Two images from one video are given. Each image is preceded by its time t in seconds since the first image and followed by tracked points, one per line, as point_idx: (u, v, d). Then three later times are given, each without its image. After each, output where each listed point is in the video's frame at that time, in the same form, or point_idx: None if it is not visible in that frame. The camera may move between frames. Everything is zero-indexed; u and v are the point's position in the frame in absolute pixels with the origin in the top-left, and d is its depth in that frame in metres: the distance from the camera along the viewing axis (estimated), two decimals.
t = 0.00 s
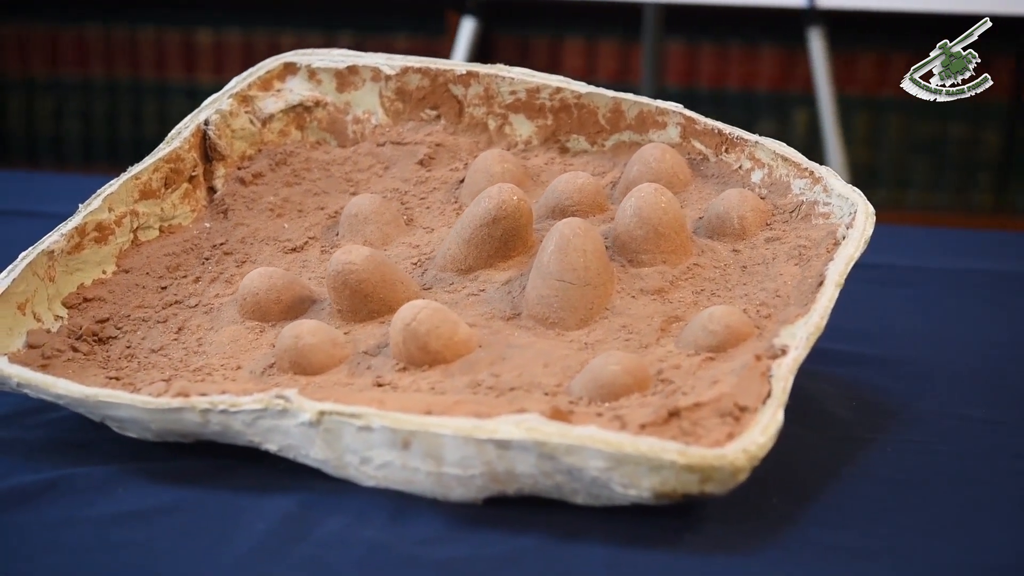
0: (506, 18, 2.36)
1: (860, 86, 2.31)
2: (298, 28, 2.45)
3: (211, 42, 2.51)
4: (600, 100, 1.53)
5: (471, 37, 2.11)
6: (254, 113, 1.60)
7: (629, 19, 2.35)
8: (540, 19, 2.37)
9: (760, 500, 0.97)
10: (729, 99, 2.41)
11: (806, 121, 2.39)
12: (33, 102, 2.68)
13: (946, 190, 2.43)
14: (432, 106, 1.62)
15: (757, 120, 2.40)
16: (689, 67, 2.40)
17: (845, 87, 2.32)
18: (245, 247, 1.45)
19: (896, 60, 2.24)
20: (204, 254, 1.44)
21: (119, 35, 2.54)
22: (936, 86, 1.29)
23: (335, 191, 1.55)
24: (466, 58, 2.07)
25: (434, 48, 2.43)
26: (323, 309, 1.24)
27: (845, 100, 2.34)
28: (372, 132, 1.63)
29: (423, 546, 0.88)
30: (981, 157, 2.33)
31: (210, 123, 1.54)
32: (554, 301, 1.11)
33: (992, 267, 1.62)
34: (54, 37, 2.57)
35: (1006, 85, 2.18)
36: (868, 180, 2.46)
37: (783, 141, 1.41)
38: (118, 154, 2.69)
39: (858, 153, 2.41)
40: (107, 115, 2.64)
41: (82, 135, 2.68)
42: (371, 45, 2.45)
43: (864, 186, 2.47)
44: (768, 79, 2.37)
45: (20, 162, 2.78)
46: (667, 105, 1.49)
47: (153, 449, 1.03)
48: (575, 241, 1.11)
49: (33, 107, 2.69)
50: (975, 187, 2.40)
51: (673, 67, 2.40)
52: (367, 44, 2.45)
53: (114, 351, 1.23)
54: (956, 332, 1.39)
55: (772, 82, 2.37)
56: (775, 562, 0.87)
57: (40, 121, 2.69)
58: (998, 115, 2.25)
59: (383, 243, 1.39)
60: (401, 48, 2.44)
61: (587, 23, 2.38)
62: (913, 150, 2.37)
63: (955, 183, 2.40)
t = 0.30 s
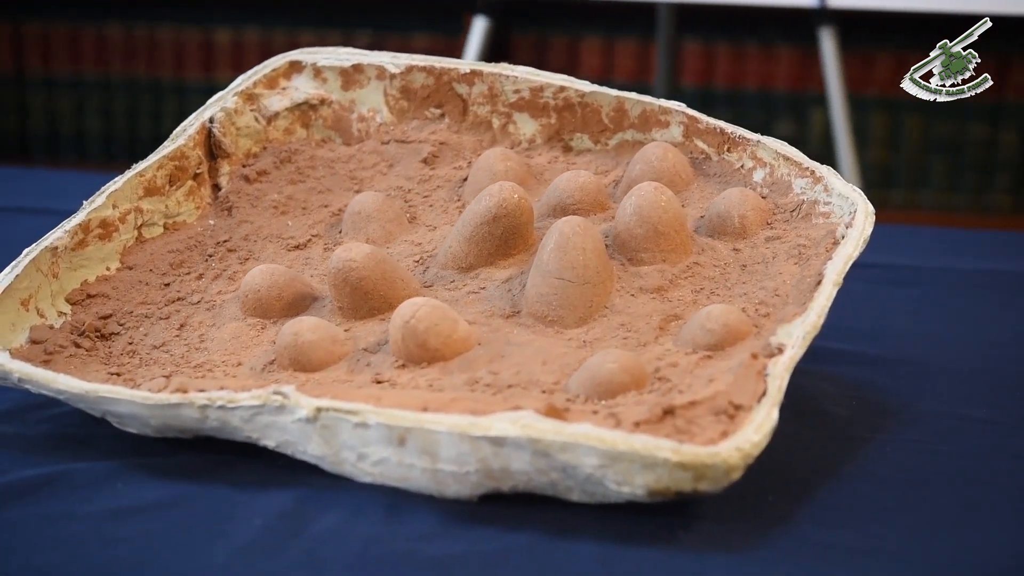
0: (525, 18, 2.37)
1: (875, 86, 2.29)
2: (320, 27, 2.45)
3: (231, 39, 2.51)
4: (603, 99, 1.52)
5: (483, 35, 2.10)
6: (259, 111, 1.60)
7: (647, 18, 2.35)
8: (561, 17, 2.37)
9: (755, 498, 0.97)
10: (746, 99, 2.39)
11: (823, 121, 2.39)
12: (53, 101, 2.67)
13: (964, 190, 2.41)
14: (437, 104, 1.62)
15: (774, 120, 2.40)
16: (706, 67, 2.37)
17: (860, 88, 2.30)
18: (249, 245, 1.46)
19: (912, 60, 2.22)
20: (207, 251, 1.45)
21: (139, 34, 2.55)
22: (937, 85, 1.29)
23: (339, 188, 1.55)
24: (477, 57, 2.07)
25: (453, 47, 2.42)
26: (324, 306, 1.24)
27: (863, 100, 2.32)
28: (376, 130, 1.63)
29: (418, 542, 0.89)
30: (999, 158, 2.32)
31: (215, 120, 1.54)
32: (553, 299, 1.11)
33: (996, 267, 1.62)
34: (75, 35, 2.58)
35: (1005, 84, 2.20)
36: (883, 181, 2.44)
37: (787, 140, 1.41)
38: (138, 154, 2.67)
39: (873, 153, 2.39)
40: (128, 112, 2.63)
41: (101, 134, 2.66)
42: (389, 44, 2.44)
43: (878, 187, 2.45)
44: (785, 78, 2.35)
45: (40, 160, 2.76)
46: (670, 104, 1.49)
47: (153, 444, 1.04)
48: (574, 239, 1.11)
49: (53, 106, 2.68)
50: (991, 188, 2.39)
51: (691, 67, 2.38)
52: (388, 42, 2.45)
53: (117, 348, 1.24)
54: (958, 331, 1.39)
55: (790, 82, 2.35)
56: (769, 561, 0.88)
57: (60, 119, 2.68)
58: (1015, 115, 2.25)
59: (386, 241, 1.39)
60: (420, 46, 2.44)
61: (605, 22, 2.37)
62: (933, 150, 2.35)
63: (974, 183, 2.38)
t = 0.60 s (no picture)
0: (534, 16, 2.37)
1: (883, 86, 2.28)
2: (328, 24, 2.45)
3: (240, 39, 2.52)
4: (605, 98, 1.52)
5: (489, 33, 2.10)
6: (263, 110, 1.60)
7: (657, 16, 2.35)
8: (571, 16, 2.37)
9: (753, 497, 0.97)
10: (755, 98, 2.39)
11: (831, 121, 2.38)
12: (63, 100, 2.68)
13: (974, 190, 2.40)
14: (439, 103, 1.62)
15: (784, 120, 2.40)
16: (715, 67, 2.37)
17: (868, 89, 2.30)
18: (251, 243, 1.46)
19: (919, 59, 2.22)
20: (209, 249, 1.45)
21: (150, 34, 2.56)
22: (937, 86, 1.29)
23: (341, 187, 1.55)
24: (483, 55, 2.07)
25: (463, 46, 2.43)
26: (324, 305, 1.24)
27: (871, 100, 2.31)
28: (379, 129, 1.63)
29: (415, 540, 0.89)
30: (1008, 157, 2.31)
31: (218, 119, 1.54)
32: (553, 298, 1.12)
33: (999, 267, 1.61)
34: (84, 35, 2.59)
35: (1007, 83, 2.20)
36: (892, 181, 2.43)
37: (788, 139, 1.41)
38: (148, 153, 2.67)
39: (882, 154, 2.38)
40: (138, 111, 2.64)
41: (111, 133, 2.67)
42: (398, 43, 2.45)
43: (888, 187, 2.44)
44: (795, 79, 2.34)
45: (49, 159, 2.77)
46: (672, 104, 1.49)
47: (153, 442, 1.05)
48: (574, 238, 1.11)
49: (62, 104, 2.69)
50: (1001, 188, 2.37)
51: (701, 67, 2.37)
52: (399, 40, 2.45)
53: (118, 346, 1.25)
54: (960, 332, 1.39)
55: (798, 82, 2.35)
56: (765, 560, 0.88)
57: (69, 117, 2.69)
58: None
59: (387, 240, 1.40)
60: (428, 45, 2.44)
61: (615, 21, 2.37)
62: (940, 149, 2.34)
63: (983, 183, 2.37)
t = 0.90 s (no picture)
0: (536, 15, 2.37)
1: (885, 86, 2.29)
2: (329, 24, 2.45)
3: (242, 39, 2.52)
4: (606, 98, 1.52)
5: (490, 33, 2.10)
6: (264, 110, 1.60)
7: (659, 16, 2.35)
8: (572, 15, 2.37)
9: (754, 497, 0.97)
10: (757, 99, 2.38)
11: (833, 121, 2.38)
12: (65, 100, 2.68)
13: (976, 190, 2.39)
14: (440, 103, 1.62)
15: (787, 120, 2.39)
16: (717, 67, 2.37)
17: (870, 89, 2.30)
18: (252, 243, 1.46)
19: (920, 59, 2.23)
20: (211, 249, 1.45)
21: (152, 34, 2.56)
22: (937, 86, 1.29)
23: (343, 186, 1.55)
24: (484, 55, 2.07)
25: (465, 45, 2.43)
26: (325, 305, 1.25)
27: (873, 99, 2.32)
28: (380, 129, 1.63)
29: (417, 540, 0.89)
30: (1010, 157, 2.31)
31: (219, 119, 1.54)
32: (553, 297, 1.12)
33: (1000, 267, 1.61)
34: (86, 35, 2.59)
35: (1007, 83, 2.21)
36: (894, 181, 2.42)
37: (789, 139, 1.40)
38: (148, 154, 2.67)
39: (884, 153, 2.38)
40: (138, 110, 2.63)
41: (112, 133, 2.66)
42: (400, 42, 2.45)
43: (890, 187, 2.44)
44: (797, 79, 2.34)
45: (50, 160, 2.77)
46: (673, 104, 1.49)
47: (154, 442, 1.05)
48: (575, 238, 1.11)
49: (65, 104, 2.68)
50: (1002, 188, 2.37)
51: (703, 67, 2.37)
52: (401, 40, 2.45)
53: (119, 345, 1.25)
54: (961, 331, 1.39)
55: (800, 82, 2.34)
56: (765, 560, 0.88)
57: (71, 118, 2.69)
58: None
59: (388, 240, 1.40)
60: (430, 45, 2.44)
61: (617, 21, 2.37)
62: (942, 150, 2.34)
63: (984, 183, 2.37)
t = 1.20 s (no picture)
0: (535, 14, 2.37)
1: (885, 86, 2.29)
2: (330, 25, 2.45)
3: (242, 39, 2.52)
4: (607, 98, 1.52)
5: (491, 34, 2.10)
6: (264, 110, 1.60)
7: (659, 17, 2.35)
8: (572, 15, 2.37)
9: (755, 497, 0.97)
10: (758, 99, 2.38)
11: (833, 121, 2.38)
12: (65, 100, 2.68)
13: (976, 190, 2.39)
14: (441, 103, 1.62)
15: (788, 120, 2.39)
16: (717, 68, 2.37)
17: (871, 88, 2.30)
18: (253, 243, 1.46)
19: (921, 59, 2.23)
20: (211, 249, 1.45)
21: (153, 33, 2.56)
22: (937, 85, 1.29)
23: (344, 186, 1.55)
24: (484, 56, 2.07)
25: (465, 45, 2.43)
26: (326, 305, 1.25)
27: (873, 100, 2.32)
28: (381, 129, 1.63)
29: (418, 539, 0.89)
30: (1011, 157, 2.30)
31: (219, 119, 1.54)
32: (554, 297, 1.12)
33: (1001, 267, 1.61)
34: (87, 35, 2.59)
35: (1007, 83, 2.20)
36: (894, 181, 2.42)
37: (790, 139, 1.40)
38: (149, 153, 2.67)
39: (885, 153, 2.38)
40: (139, 110, 2.63)
41: (113, 133, 2.66)
42: (400, 42, 2.45)
43: (890, 187, 2.44)
44: (798, 79, 2.34)
45: (50, 159, 2.77)
46: (673, 104, 1.48)
47: (155, 442, 1.05)
48: (576, 238, 1.11)
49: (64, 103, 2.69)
50: (1003, 188, 2.37)
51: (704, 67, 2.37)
52: (402, 40, 2.45)
53: (120, 345, 1.25)
54: (961, 331, 1.39)
55: (800, 82, 2.34)
56: (765, 560, 0.88)
57: (71, 117, 2.69)
58: None
59: (389, 240, 1.40)
60: (430, 45, 2.44)
61: (618, 21, 2.37)
62: (943, 149, 2.34)
63: (985, 183, 2.37)
